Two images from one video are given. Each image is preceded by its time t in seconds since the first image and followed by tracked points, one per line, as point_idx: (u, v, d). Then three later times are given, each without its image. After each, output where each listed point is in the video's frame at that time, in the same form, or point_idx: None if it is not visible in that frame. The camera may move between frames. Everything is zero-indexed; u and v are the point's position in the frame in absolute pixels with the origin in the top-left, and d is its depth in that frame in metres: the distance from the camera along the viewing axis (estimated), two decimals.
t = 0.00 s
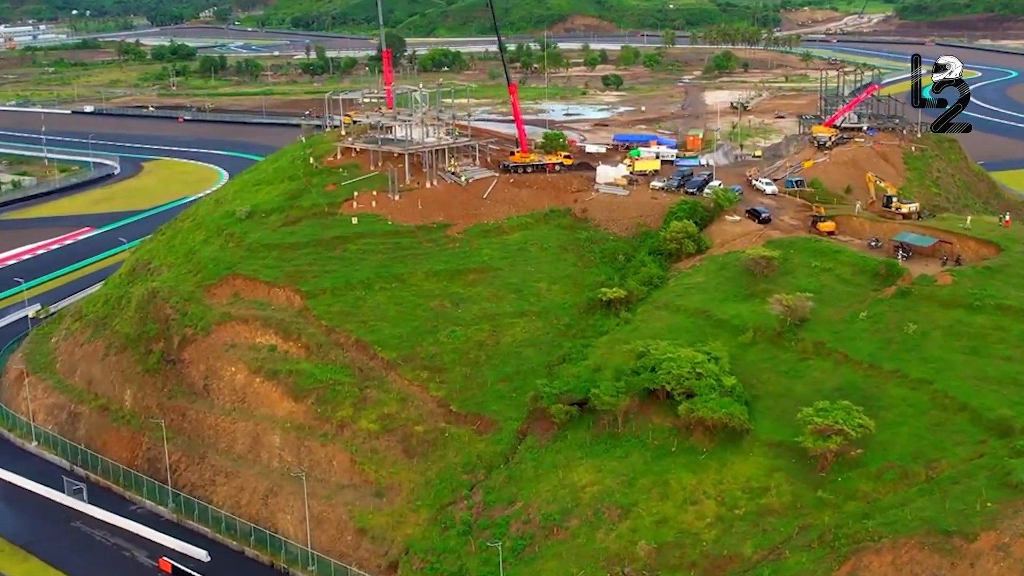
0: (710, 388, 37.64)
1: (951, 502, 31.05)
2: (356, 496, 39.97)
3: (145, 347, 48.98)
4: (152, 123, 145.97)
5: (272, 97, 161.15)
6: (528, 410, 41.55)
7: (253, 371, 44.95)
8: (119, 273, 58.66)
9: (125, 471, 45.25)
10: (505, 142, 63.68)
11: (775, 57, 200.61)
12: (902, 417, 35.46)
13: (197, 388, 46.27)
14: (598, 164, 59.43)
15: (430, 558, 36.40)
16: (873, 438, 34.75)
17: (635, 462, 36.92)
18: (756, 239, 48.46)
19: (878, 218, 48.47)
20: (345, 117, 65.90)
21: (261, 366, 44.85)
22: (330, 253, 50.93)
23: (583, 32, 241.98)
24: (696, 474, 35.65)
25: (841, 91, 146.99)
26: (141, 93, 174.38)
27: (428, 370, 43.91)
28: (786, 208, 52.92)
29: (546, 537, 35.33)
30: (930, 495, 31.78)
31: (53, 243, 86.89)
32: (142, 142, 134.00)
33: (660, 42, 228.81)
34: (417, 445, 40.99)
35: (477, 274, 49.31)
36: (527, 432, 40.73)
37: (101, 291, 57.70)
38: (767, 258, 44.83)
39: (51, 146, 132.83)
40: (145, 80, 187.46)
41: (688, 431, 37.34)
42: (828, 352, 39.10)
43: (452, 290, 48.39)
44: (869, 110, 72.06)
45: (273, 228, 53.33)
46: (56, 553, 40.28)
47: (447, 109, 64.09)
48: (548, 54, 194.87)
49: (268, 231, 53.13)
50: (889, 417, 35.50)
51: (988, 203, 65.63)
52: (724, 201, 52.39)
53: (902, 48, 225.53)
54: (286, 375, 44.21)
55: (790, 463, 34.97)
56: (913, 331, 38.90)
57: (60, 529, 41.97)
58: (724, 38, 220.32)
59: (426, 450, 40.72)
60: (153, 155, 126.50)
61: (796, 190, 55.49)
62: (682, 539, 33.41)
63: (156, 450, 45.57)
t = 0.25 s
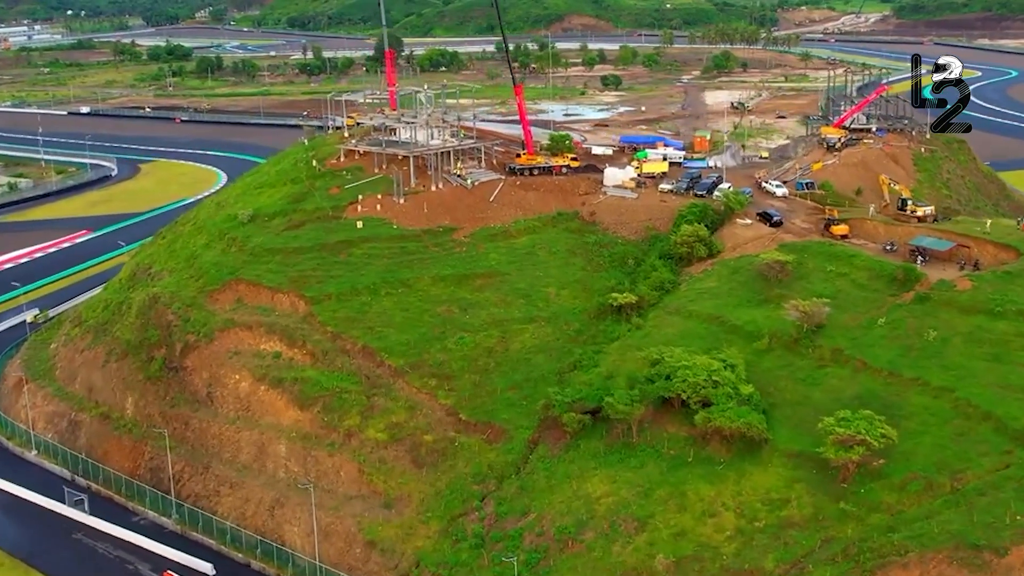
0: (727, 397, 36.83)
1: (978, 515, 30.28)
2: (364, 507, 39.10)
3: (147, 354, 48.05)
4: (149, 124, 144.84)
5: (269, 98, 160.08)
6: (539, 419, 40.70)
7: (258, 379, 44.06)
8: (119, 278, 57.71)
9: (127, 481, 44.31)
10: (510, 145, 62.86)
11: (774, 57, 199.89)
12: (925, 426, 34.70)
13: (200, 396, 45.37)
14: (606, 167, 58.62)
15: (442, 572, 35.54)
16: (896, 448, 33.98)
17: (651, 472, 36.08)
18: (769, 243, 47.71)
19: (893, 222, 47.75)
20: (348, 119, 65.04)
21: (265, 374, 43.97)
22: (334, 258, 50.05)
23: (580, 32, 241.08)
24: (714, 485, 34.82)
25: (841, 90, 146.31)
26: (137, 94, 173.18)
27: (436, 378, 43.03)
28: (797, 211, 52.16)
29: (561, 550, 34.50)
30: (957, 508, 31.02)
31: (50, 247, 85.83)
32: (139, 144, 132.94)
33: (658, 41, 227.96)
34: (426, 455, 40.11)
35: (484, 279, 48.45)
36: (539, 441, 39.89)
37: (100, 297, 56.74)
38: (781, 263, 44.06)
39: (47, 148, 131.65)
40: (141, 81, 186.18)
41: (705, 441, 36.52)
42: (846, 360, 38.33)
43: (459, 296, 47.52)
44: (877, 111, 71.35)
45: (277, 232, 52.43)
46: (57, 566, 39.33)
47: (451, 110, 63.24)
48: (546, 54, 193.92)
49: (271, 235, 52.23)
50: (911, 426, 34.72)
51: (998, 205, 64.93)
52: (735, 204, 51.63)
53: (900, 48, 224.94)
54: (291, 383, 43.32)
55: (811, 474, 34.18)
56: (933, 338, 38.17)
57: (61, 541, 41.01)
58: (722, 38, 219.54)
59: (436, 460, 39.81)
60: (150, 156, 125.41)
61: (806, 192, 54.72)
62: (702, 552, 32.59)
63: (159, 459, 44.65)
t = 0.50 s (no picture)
0: (747, 408, 35.99)
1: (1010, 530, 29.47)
2: (373, 519, 38.16)
3: (149, 362, 47.07)
4: (146, 125, 143.68)
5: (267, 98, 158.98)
6: (552, 428, 39.78)
7: (263, 388, 43.12)
8: (119, 283, 56.71)
9: (129, 493, 43.33)
10: (517, 147, 61.98)
11: (773, 57, 199.11)
12: (950, 437, 33.89)
13: (204, 405, 44.43)
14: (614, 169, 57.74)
15: None
16: (921, 460, 33.15)
17: (669, 484, 35.19)
18: (783, 248, 46.94)
19: (909, 225, 46.96)
20: (352, 121, 64.14)
21: (271, 383, 43.03)
22: (340, 263, 49.12)
23: (578, 32, 240.14)
24: (735, 497, 33.94)
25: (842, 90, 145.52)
26: (134, 94, 172.01)
27: (446, 386, 42.11)
28: (810, 214, 51.34)
29: (578, 565, 33.59)
30: (987, 522, 30.20)
31: (48, 250, 84.72)
32: (136, 145, 131.77)
33: (656, 41, 227.11)
34: (436, 466, 39.18)
35: (493, 284, 47.54)
36: (552, 451, 38.98)
37: (100, 302, 55.73)
38: (797, 268, 43.22)
39: (43, 149, 130.50)
40: (137, 81, 184.93)
41: (724, 452, 35.66)
42: (868, 368, 37.52)
43: (468, 301, 46.61)
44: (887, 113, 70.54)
45: (281, 236, 51.49)
46: None
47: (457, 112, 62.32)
48: (544, 54, 192.94)
49: (275, 239, 51.29)
50: (936, 436, 33.88)
51: (1010, 207, 64.17)
52: (747, 207, 50.79)
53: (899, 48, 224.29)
54: (298, 392, 42.39)
55: (834, 487, 33.34)
56: (956, 346, 37.39)
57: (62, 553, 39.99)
58: (721, 37, 218.71)
59: (447, 471, 38.90)
60: (147, 158, 124.31)
61: (818, 195, 53.90)
62: (724, 567, 31.70)
63: (162, 470, 43.68)
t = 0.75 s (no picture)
0: (763, 417, 35.27)
1: None
2: (381, 530, 37.34)
3: (150, 369, 46.21)
4: (142, 126, 142.60)
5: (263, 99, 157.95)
6: (562, 437, 38.96)
7: (267, 396, 42.29)
8: (118, 288, 55.80)
9: (131, 503, 42.45)
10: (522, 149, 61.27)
11: (771, 57, 198.49)
12: (972, 446, 33.23)
13: (207, 414, 43.59)
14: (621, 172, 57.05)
15: None
16: (943, 470, 32.47)
17: (684, 495, 34.41)
18: (794, 251, 46.41)
19: (922, 228, 46.40)
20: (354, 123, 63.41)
21: (275, 391, 42.20)
22: (343, 268, 48.31)
23: (574, 31, 239.25)
24: (752, 508, 33.18)
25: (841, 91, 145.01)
26: (129, 95, 170.89)
27: (453, 394, 41.30)
28: (820, 216, 50.71)
29: None
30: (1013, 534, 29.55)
31: (44, 253, 83.69)
32: (132, 146, 130.74)
33: (653, 41, 226.36)
34: (445, 475, 38.36)
35: (500, 289, 46.77)
36: (563, 460, 38.19)
37: (99, 307, 54.81)
38: (810, 272, 42.51)
39: (38, 151, 129.36)
40: (133, 82, 183.73)
41: (740, 461, 34.92)
42: (885, 376, 36.85)
43: (474, 307, 45.83)
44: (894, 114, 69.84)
45: (283, 240, 50.66)
46: None
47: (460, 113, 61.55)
48: (541, 54, 192.09)
49: (278, 243, 50.46)
50: (957, 445, 33.24)
51: (1019, 208, 63.60)
52: (757, 210, 50.13)
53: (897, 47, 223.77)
54: (302, 400, 41.56)
55: (855, 497, 32.64)
56: (975, 353, 36.79)
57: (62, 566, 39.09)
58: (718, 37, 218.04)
59: (456, 481, 38.08)
60: (143, 159, 123.26)
61: (828, 197, 53.25)
62: None
63: (164, 480, 42.83)
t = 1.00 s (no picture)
0: (782, 427, 34.47)
1: None
2: (389, 544, 36.39)
3: (150, 378, 45.18)
4: (135, 128, 141.25)
5: (257, 100, 156.66)
6: (574, 447, 38.04)
7: (270, 406, 41.31)
8: (116, 294, 54.70)
9: (131, 516, 41.43)
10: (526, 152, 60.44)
11: (767, 57, 197.87)
12: (997, 457, 32.52)
13: (209, 424, 42.60)
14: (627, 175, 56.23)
15: None
16: (968, 482, 31.73)
17: (702, 508, 33.56)
18: (807, 257, 45.65)
19: (937, 232, 45.77)
20: (355, 126, 62.50)
21: (278, 401, 41.22)
22: (347, 274, 47.36)
23: (568, 31, 238.31)
24: (773, 521, 32.33)
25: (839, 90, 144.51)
26: (121, 97, 169.40)
27: (462, 403, 40.37)
28: (831, 220, 49.95)
29: None
30: None
31: (38, 257, 82.48)
32: (125, 148, 129.41)
33: (648, 41, 225.53)
34: (454, 487, 37.40)
35: (507, 295, 45.85)
36: (575, 472, 37.29)
37: (97, 314, 53.72)
38: (825, 278, 41.72)
39: (30, 153, 127.97)
40: (125, 83, 182.16)
41: (759, 473, 34.10)
42: (905, 385, 36.13)
43: (481, 313, 44.91)
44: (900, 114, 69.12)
45: (284, 246, 49.70)
46: None
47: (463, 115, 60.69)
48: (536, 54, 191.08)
49: (279, 249, 49.50)
50: (982, 456, 32.54)
51: None
52: (768, 213, 49.34)
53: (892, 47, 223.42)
54: (307, 410, 40.59)
55: (878, 510, 31.86)
56: (996, 361, 36.15)
57: None
58: (713, 37, 217.28)
59: (465, 493, 37.17)
60: (137, 161, 121.99)
61: (838, 201, 52.49)
62: None
63: (165, 492, 41.82)
